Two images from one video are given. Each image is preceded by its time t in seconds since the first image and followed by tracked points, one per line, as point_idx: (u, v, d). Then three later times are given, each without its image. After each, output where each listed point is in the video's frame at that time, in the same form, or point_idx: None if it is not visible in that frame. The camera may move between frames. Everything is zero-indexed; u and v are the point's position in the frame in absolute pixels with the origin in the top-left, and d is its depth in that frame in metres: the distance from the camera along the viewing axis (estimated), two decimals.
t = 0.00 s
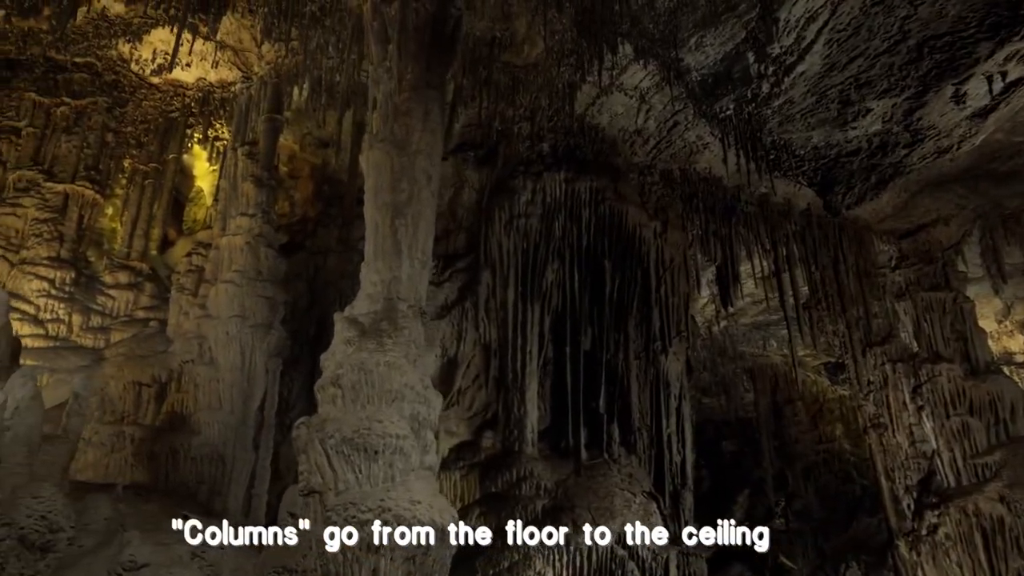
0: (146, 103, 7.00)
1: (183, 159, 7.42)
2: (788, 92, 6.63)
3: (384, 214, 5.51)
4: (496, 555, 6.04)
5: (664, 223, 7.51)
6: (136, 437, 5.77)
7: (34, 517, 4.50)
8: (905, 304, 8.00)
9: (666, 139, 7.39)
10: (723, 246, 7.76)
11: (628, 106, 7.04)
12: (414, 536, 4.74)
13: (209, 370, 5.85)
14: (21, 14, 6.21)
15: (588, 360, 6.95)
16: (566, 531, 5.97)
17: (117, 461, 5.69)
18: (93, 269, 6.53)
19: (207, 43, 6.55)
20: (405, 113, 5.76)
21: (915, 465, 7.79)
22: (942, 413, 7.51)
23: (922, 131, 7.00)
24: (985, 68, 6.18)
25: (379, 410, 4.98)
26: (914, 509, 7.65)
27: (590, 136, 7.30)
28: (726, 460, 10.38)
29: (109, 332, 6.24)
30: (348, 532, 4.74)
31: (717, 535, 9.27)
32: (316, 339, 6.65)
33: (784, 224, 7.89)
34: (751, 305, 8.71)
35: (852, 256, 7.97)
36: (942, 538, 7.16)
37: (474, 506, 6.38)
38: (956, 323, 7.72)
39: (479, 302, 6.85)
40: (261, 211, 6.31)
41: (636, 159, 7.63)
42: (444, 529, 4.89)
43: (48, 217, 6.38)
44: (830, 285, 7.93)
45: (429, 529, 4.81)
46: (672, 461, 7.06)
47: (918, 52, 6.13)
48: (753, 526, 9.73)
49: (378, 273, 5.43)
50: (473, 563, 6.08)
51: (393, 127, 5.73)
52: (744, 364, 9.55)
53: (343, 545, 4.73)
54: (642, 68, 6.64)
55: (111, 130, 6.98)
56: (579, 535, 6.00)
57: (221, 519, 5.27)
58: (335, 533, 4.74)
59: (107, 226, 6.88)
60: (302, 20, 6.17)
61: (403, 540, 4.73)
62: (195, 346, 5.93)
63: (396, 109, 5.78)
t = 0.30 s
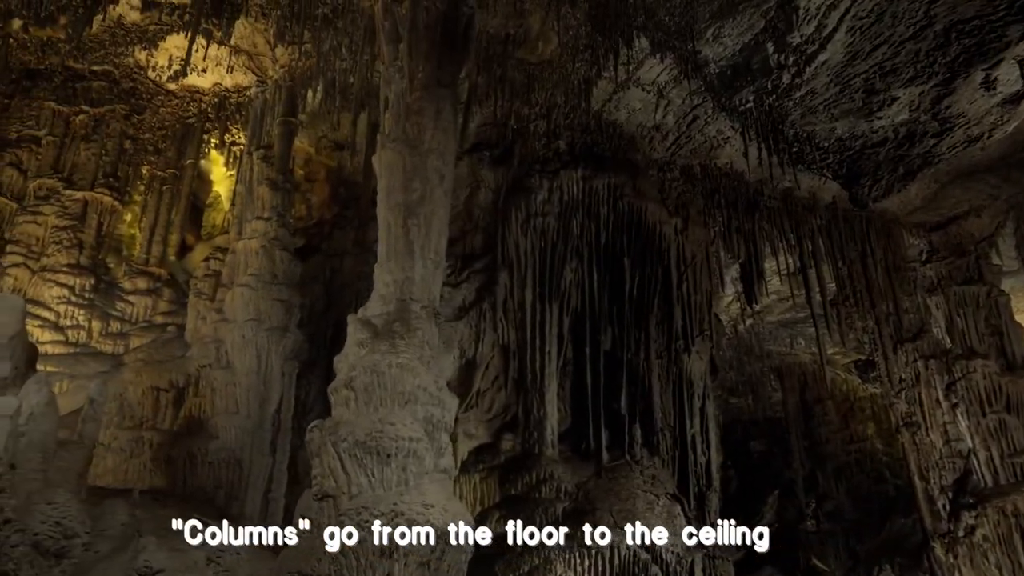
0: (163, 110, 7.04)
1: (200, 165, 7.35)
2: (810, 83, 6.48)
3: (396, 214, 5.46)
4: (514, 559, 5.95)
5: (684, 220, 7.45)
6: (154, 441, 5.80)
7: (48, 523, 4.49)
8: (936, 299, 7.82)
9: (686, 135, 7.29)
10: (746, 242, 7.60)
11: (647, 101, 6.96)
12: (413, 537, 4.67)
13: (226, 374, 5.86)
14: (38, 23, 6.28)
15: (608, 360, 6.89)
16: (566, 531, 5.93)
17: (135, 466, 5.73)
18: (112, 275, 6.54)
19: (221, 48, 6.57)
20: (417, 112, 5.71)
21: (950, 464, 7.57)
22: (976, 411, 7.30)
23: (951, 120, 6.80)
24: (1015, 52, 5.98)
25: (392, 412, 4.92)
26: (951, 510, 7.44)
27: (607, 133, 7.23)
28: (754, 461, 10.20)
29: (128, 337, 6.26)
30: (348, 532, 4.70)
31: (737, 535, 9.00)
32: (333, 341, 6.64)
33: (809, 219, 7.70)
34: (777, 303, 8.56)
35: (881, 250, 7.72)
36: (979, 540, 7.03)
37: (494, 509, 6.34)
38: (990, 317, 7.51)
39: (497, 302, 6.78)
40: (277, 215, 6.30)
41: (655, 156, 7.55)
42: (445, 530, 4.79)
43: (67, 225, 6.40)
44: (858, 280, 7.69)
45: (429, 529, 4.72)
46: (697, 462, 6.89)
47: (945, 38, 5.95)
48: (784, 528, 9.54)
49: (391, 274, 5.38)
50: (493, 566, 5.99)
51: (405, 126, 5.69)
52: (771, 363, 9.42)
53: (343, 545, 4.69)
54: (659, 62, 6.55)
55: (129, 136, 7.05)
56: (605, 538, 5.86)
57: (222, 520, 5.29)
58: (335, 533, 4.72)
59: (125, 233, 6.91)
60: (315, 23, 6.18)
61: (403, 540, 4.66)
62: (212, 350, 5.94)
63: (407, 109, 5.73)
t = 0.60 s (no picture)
0: (180, 116, 7.12)
1: (217, 170, 7.49)
2: (833, 72, 6.32)
3: (408, 214, 5.40)
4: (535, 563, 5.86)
5: (706, 216, 7.25)
6: (173, 446, 5.81)
7: (61, 528, 4.50)
8: (971, 293, 7.47)
9: (706, 129, 7.20)
10: (770, 238, 7.55)
11: (665, 95, 6.88)
12: (413, 536, 4.59)
13: (243, 379, 5.85)
14: (54, 32, 6.34)
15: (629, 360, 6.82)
16: (565, 532, 5.98)
17: (155, 471, 5.76)
18: (131, 281, 6.58)
19: (236, 52, 6.59)
20: (429, 111, 5.67)
21: (986, 463, 7.27)
22: (1015, 408, 7.08)
23: (981, 107, 6.58)
24: None
25: (403, 414, 4.86)
26: (988, 510, 7.15)
27: (625, 130, 7.19)
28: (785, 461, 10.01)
29: (147, 342, 6.27)
30: (348, 531, 4.70)
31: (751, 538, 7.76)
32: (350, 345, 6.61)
33: (835, 214, 7.56)
34: (804, 299, 8.43)
35: (911, 244, 7.52)
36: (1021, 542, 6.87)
37: (514, 512, 6.28)
38: None
39: (515, 302, 6.69)
40: (292, 218, 6.27)
41: (675, 151, 7.48)
42: (444, 530, 4.67)
43: (87, 231, 6.40)
44: (888, 275, 7.56)
45: (429, 529, 4.63)
46: (722, 463, 6.72)
47: (973, 22, 5.75)
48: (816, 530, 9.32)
49: (404, 275, 5.33)
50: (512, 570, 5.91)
51: (416, 124, 5.63)
52: (800, 361, 9.23)
53: (342, 545, 4.74)
54: (675, 56, 6.46)
55: (146, 142, 7.03)
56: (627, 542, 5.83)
57: (223, 520, 5.30)
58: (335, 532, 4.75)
59: (143, 239, 6.88)
60: (327, 24, 6.16)
61: (403, 540, 4.60)
62: (229, 355, 5.94)
63: (419, 108, 5.68)
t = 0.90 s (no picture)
0: (197, 122, 7.13)
1: (234, 175, 7.42)
2: (855, 60, 6.17)
3: (418, 214, 5.39)
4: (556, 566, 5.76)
5: (727, 212, 7.10)
6: (191, 451, 5.82)
7: (76, 534, 4.60)
8: (1005, 286, 7.33)
9: (726, 122, 7.07)
10: (794, 233, 7.35)
11: (682, 89, 6.77)
12: (413, 536, 4.58)
13: (259, 383, 5.84)
14: (71, 42, 6.40)
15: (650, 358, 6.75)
16: (565, 531, 6.04)
17: (173, 475, 5.77)
18: (150, 286, 6.60)
19: (250, 57, 6.61)
20: (439, 109, 5.64)
21: None
22: None
23: (1012, 92, 6.37)
24: None
25: (415, 416, 4.81)
26: None
27: (642, 126, 7.12)
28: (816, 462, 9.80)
29: (166, 347, 6.28)
30: (348, 532, 4.77)
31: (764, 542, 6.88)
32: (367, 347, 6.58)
33: (861, 206, 7.42)
34: (832, 295, 8.28)
35: (941, 236, 7.34)
36: None
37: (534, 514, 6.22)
38: None
39: (532, 303, 6.63)
40: (306, 222, 6.26)
41: (694, 147, 7.36)
42: (444, 529, 4.62)
43: (105, 237, 6.45)
44: (918, 269, 7.35)
45: (429, 528, 4.60)
46: (747, 463, 6.64)
47: (1001, 3, 5.55)
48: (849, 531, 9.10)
49: (415, 276, 5.29)
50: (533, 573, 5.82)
51: (427, 123, 5.62)
52: (829, 358, 9.06)
53: (342, 545, 4.82)
54: (692, 48, 6.35)
55: (163, 149, 7.10)
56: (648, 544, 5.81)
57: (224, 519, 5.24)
58: (335, 532, 4.85)
59: (162, 244, 6.95)
60: (338, 26, 6.16)
61: (403, 540, 4.59)
62: (245, 359, 5.93)
63: (430, 106, 5.66)
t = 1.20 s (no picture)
0: (213, 128, 7.17)
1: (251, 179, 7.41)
2: (877, 47, 6.00)
3: (428, 214, 5.34)
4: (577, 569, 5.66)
5: (749, 207, 7.03)
6: (209, 456, 5.84)
7: (88, 539, 4.48)
8: None
9: (746, 115, 6.94)
10: (819, 227, 7.30)
11: (699, 83, 6.66)
12: (413, 536, 4.56)
13: (275, 387, 5.84)
14: (87, 51, 6.45)
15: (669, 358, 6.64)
16: (564, 531, 6.01)
17: (191, 480, 5.80)
18: (169, 291, 6.62)
19: (264, 62, 6.64)
20: (449, 108, 5.59)
21: None
22: None
23: None
24: None
25: (426, 418, 4.76)
26: None
27: (659, 122, 7.02)
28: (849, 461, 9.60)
29: (184, 352, 6.30)
30: (348, 531, 4.80)
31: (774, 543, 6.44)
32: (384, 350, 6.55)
33: (888, 198, 7.25)
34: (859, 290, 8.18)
35: (973, 228, 7.12)
36: None
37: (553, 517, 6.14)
38: None
39: (549, 302, 6.57)
40: (320, 224, 6.25)
41: (714, 141, 7.23)
42: (445, 530, 4.58)
43: (124, 244, 6.45)
44: (949, 262, 7.09)
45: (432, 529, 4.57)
46: (773, 464, 6.52)
47: None
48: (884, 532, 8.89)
49: (426, 276, 5.25)
50: None
51: (437, 123, 5.56)
52: (860, 354, 8.89)
53: (345, 545, 4.79)
54: (709, 40, 6.23)
55: (181, 156, 7.11)
56: (670, 546, 5.68)
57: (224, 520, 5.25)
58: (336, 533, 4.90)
59: (180, 251, 6.90)
60: (350, 28, 6.15)
61: (403, 540, 4.58)
62: (262, 363, 5.94)
63: (440, 105, 5.62)
